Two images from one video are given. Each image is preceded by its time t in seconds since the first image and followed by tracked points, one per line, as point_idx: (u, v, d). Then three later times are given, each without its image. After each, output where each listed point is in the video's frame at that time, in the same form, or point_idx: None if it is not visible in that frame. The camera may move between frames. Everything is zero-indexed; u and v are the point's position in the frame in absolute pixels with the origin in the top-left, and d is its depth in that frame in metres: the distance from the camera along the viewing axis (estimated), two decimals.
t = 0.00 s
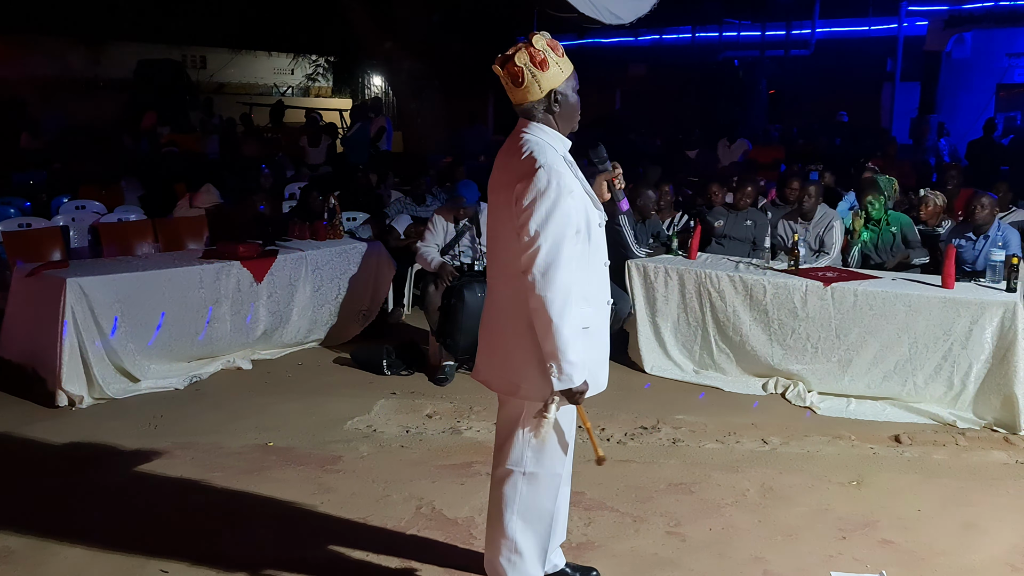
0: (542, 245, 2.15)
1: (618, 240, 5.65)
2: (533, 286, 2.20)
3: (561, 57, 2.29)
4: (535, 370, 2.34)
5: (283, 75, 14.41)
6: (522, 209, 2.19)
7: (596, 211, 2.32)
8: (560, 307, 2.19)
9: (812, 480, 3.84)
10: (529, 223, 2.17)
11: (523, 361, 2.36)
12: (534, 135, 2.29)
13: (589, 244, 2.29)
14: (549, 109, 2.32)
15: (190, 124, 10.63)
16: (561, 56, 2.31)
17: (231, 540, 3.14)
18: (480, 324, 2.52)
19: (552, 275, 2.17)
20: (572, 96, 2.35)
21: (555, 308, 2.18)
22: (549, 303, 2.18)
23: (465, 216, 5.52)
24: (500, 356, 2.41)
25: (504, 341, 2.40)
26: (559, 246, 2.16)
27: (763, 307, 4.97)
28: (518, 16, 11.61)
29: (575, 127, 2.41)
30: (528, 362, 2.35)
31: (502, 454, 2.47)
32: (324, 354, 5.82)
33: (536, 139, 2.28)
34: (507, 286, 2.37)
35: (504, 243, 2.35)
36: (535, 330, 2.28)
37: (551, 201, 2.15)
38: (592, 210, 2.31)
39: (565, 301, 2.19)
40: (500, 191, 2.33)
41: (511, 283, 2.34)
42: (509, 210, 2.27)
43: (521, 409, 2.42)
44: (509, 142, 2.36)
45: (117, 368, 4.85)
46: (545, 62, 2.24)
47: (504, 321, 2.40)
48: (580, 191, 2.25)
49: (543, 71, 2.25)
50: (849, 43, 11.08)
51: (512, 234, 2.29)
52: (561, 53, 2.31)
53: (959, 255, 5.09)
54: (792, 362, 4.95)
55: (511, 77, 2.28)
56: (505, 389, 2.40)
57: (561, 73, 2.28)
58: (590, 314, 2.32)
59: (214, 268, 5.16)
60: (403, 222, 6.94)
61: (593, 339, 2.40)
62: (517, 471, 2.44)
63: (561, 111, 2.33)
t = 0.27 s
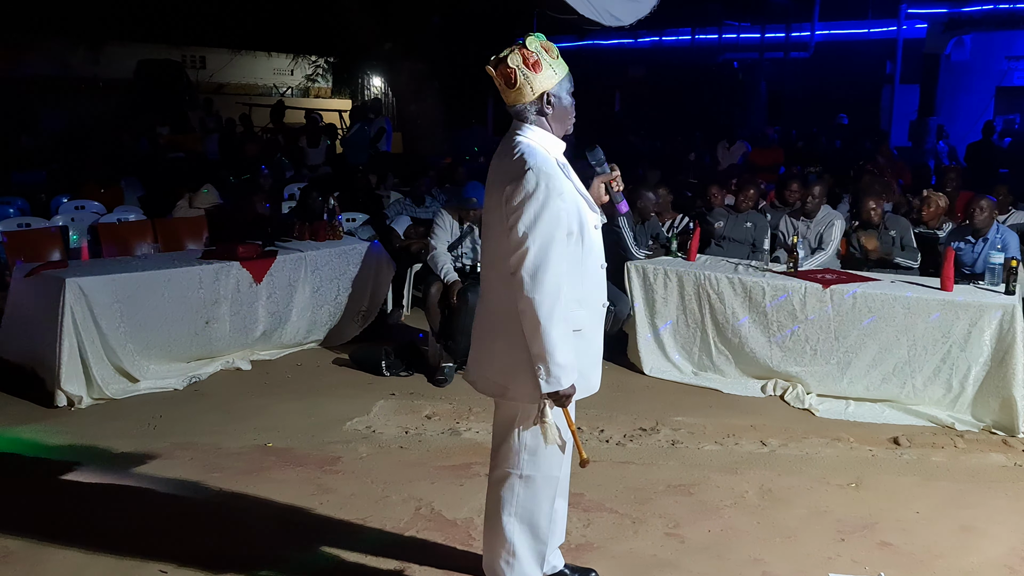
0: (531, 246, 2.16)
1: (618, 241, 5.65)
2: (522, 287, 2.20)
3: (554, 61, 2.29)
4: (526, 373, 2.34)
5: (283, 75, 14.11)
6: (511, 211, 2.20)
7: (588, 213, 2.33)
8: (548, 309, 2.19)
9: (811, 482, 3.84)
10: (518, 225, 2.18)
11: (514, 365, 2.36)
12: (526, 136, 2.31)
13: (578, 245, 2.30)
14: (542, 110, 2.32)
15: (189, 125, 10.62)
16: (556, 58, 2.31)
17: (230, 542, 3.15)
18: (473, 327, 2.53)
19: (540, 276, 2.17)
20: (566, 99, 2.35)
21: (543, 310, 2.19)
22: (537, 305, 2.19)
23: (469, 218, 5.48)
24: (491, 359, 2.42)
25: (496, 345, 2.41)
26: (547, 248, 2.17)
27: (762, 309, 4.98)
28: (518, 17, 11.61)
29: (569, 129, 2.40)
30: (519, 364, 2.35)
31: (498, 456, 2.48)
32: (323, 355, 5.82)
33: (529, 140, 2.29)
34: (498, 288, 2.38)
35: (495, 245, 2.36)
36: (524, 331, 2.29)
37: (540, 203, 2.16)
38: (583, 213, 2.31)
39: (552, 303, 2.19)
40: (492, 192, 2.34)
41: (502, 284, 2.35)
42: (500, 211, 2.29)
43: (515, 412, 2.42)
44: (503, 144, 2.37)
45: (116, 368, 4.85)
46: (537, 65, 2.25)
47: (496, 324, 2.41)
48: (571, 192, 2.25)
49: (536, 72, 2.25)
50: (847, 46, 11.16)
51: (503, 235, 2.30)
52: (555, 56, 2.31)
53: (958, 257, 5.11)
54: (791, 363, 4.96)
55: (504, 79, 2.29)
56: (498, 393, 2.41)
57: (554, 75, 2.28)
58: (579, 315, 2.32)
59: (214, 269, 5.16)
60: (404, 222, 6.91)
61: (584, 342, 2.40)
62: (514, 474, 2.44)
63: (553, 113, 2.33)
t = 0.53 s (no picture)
0: (529, 247, 2.16)
1: (619, 242, 5.64)
2: (522, 288, 2.20)
3: (552, 62, 2.28)
4: (530, 374, 2.34)
5: (284, 75, 14.09)
6: (509, 212, 2.21)
7: (587, 213, 2.32)
8: (549, 309, 2.19)
9: (811, 483, 3.85)
10: (517, 226, 2.18)
11: (517, 366, 2.36)
12: (523, 137, 2.31)
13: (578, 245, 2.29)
14: (540, 111, 2.33)
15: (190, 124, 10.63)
16: (553, 59, 2.30)
17: (230, 542, 3.15)
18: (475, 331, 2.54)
19: (539, 276, 2.17)
20: (564, 99, 2.34)
21: (544, 310, 2.18)
22: (538, 305, 2.18)
23: (472, 219, 5.49)
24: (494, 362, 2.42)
25: (498, 347, 2.41)
26: (546, 248, 2.17)
27: (762, 310, 4.98)
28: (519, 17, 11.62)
29: (568, 129, 2.40)
30: (521, 366, 2.35)
31: (502, 457, 2.48)
32: (324, 355, 5.82)
33: (525, 142, 2.29)
34: (499, 291, 2.38)
35: (495, 247, 2.36)
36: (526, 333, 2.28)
37: (537, 203, 2.16)
38: (582, 213, 2.31)
39: (553, 303, 2.19)
40: (490, 194, 2.35)
41: (502, 286, 2.35)
42: (499, 213, 2.29)
43: (519, 414, 2.42)
44: (501, 146, 2.38)
45: (117, 368, 4.85)
46: (534, 66, 2.25)
47: (498, 325, 2.41)
48: (568, 192, 2.26)
49: (532, 73, 2.25)
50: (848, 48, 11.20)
51: (501, 237, 2.30)
52: (553, 56, 2.31)
53: (958, 259, 5.11)
54: (791, 365, 4.96)
55: (501, 79, 2.29)
56: (500, 394, 2.41)
57: (551, 75, 2.28)
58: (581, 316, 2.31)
59: (215, 268, 5.16)
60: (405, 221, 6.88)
61: (587, 342, 2.39)
62: (518, 476, 2.44)
63: (551, 113, 2.33)
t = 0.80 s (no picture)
0: (531, 248, 2.16)
1: (622, 243, 5.62)
2: (524, 290, 2.20)
3: (555, 63, 2.28)
4: (534, 376, 2.34)
5: (288, 75, 14.07)
6: (511, 214, 2.21)
7: (589, 214, 2.32)
8: (552, 311, 2.19)
9: (814, 485, 3.84)
10: (519, 228, 2.18)
11: (522, 368, 2.36)
12: (525, 139, 2.31)
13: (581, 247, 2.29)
14: (541, 112, 2.33)
15: (194, 124, 10.65)
16: (556, 60, 2.30)
17: (232, 542, 3.15)
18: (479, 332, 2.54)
19: (541, 279, 2.17)
20: (565, 101, 2.34)
21: (546, 312, 2.18)
22: (540, 308, 2.18)
23: (473, 219, 5.47)
24: (499, 364, 2.42)
25: (502, 349, 2.42)
26: (548, 250, 2.16)
27: (765, 312, 4.97)
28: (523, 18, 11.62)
29: (570, 131, 2.40)
30: (526, 368, 2.35)
31: (509, 458, 2.49)
32: (327, 355, 5.83)
33: (527, 143, 2.30)
34: (502, 293, 2.38)
35: (498, 250, 2.37)
36: (529, 335, 2.28)
37: (539, 205, 2.16)
38: (584, 214, 2.31)
39: (555, 305, 2.18)
40: (493, 196, 2.35)
41: (506, 288, 2.35)
42: (501, 215, 2.29)
43: (525, 416, 2.42)
44: (504, 148, 2.38)
45: (120, 367, 4.85)
46: (537, 67, 2.24)
47: (502, 327, 2.41)
48: (570, 194, 2.25)
49: (534, 73, 2.25)
50: (852, 50, 11.22)
51: (504, 239, 2.30)
52: (556, 57, 2.31)
53: (962, 262, 5.11)
54: (795, 367, 4.96)
55: (503, 80, 2.30)
56: (506, 396, 2.41)
57: (553, 76, 2.27)
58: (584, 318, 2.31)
59: (218, 268, 5.17)
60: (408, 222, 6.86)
61: (591, 344, 2.39)
62: (524, 477, 2.44)
63: (553, 114, 2.33)
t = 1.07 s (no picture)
0: (535, 250, 2.16)
1: (627, 243, 5.60)
2: (529, 291, 2.20)
3: (560, 63, 2.28)
4: (538, 377, 2.34)
5: (293, 74, 14.01)
6: (516, 215, 2.21)
7: (594, 216, 2.32)
8: (555, 312, 2.18)
9: (818, 487, 3.84)
10: (523, 229, 2.18)
11: (525, 369, 2.36)
12: (531, 140, 2.32)
13: (586, 248, 2.29)
14: (546, 112, 2.33)
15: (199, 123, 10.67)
16: (561, 60, 2.30)
17: (236, 540, 3.16)
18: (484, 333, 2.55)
19: (545, 280, 2.17)
20: (571, 101, 2.34)
21: (550, 313, 2.18)
22: (544, 309, 2.18)
23: (476, 220, 5.44)
24: (503, 364, 2.43)
25: (506, 350, 2.42)
26: (552, 251, 2.16)
27: (770, 313, 4.97)
28: (528, 18, 11.62)
29: (575, 131, 2.40)
30: (529, 369, 2.35)
31: (513, 458, 2.49)
32: (331, 354, 5.84)
33: (533, 145, 2.30)
34: (507, 294, 2.38)
35: (503, 250, 2.37)
36: (532, 336, 2.28)
37: (543, 206, 2.16)
38: (590, 216, 2.30)
39: (559, 306, 2.18)
40: (498, 198, 2.35)
41: (510, 288, 2.35)
42: (506, 216, 2.30)
43: (529, 416, 2.43)
44: (509, 149, 2.38)
45: (125, 365, 4.87)
46: (542, 66, 2.24)
47: (507, 328, 2.41)
48: (575, 195, 2.25)
49: (539, 73, 2.24)
50: (858, 51, 11.21)
51: (508, 240, 2.30)
52: (561, 58, 2.30)
53: (967, 263, 5.10)
54: (799, 368, 4.96)
55: (508, 79, 2.30)
56: (509, 397, 2.41)
57: (559, 76, 2.27)
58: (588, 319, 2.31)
59: (223, 267, 5.18)
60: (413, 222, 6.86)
61: (595, 346, 2.39)
62: (528, 478, 2.45)
63: (558, 114, 2.33)
